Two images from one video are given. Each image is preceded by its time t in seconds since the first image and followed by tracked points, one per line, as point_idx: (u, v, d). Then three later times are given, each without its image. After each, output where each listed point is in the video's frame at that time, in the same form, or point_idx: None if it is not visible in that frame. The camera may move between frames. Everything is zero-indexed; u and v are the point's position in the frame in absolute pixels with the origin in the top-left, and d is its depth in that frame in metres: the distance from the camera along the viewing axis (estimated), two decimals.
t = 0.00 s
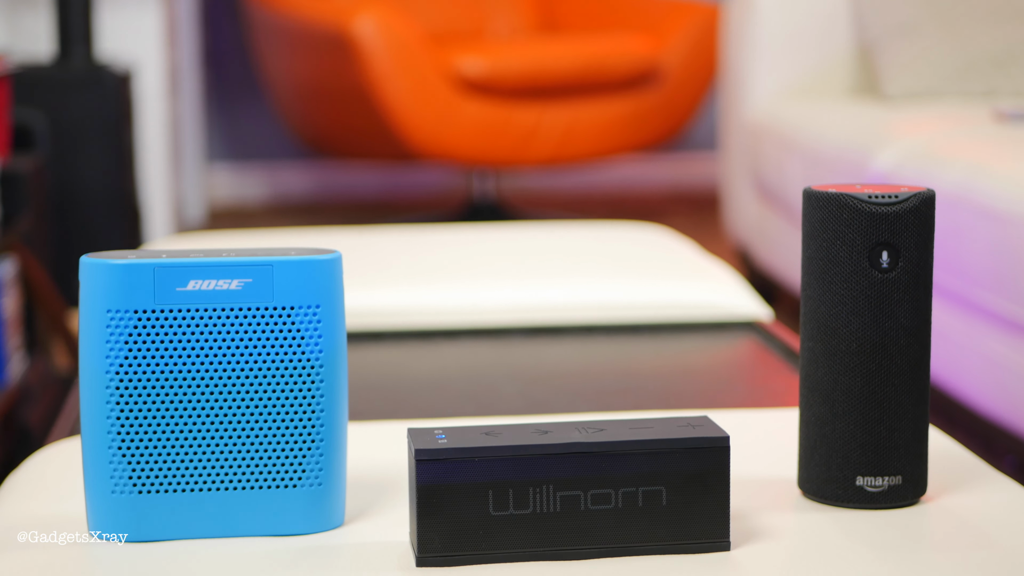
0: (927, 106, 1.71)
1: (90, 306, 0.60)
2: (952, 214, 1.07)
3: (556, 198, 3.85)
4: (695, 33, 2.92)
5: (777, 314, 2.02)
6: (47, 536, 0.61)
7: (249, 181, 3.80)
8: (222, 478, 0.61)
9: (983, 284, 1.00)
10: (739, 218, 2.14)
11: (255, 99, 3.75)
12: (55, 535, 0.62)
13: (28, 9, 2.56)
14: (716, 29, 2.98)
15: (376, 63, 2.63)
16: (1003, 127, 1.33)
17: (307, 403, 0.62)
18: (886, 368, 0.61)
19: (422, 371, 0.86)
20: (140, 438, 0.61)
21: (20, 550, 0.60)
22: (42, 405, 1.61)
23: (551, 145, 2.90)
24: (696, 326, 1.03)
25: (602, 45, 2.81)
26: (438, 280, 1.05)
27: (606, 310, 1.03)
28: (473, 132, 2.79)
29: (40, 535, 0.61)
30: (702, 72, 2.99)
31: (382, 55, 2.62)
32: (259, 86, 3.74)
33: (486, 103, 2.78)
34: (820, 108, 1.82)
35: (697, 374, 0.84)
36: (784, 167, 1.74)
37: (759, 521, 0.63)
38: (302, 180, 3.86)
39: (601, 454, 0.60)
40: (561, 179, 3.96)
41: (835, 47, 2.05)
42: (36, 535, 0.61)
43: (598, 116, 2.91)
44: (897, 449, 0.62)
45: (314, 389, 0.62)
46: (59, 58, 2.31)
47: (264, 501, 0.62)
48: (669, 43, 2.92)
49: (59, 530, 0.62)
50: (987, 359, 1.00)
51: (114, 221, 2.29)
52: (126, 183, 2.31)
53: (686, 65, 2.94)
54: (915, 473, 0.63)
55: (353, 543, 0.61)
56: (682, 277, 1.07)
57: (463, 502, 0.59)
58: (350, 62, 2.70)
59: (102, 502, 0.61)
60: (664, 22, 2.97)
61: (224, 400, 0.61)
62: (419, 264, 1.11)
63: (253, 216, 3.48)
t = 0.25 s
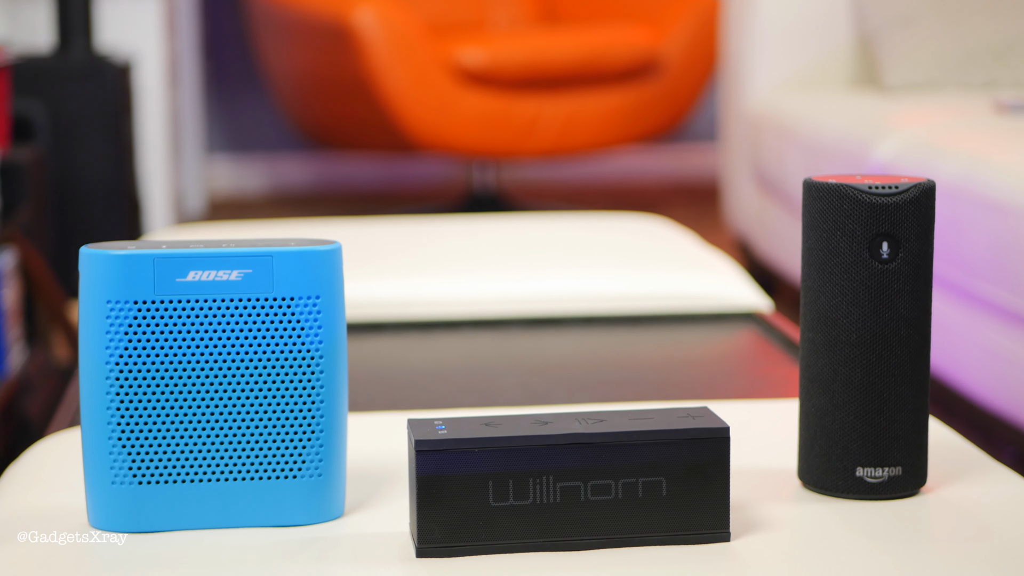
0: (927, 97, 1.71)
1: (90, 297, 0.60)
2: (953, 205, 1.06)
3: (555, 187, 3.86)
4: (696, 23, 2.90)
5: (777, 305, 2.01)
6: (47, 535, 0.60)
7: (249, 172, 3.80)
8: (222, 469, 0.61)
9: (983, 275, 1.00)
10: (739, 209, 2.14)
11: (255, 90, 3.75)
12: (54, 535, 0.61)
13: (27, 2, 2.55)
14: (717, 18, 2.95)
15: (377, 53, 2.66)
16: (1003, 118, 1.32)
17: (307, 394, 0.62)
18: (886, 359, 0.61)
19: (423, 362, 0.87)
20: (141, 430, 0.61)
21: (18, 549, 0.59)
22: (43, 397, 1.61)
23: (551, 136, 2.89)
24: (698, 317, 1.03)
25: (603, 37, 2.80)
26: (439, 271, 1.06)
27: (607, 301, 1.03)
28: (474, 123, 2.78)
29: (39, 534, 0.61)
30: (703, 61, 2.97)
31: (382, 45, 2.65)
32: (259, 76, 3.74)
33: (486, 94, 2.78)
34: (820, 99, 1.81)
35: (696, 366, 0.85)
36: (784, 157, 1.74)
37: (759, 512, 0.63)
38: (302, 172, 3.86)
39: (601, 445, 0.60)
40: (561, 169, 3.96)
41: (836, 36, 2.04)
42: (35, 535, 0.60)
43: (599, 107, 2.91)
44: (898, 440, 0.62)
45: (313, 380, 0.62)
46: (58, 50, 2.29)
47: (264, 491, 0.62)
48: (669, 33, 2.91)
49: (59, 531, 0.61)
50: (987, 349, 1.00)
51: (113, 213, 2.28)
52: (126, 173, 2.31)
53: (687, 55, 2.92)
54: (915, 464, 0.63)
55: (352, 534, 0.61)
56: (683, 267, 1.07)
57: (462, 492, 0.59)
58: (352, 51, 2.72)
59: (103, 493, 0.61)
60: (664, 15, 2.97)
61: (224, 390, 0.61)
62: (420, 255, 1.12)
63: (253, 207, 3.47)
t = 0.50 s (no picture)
0: (927, 87, 1.70)
1: (90, 286, 0.60)
2: (953, 195, 1.06)
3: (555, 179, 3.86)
4: (696, 13, 2.90)
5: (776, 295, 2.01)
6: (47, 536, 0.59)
7: (248, 162, 3.80)
8: (222, 459, 0.61)
9: (983, 265, 1.00)
10: (739, 200, 2.14)
11: (255, 80, 3.75)
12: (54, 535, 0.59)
13: None
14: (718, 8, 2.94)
15: (377, 44, 2.65)
16: (1003, 108, 1.32)
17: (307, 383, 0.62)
18: (886, 349, 0.61)
19: (423, 353, 0.87)
20: (141, 420, 0.61)
21: (18, 549, 0.57)
22: (42, 387, 1.61)
23: (551, 126, 2.89)
24: (698, 307, 1.04)
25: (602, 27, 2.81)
26: (439, 262, 1.06)
27: (607, 291, 1.04)
28: (474, 113, 2.78)
29: (40, 535, 0.59)
30: (703, 50, 2.97)
31: (382, 36, 2.64)
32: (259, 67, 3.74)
33: (486, 85, 2.78)
34: (820, 89, 1.81)
35: (695, 356, 0.86)
36: (784, 147, 1.73)
37: (759, 502, 0.63)
38: (301, 163, 3.86)
39: (601, 434, 0.60)
40: (558, 160, 3.96)
41: (836, 27, 2.04)
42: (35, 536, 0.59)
43: (599, 97, 2.91)
44: (898, 429, 0.62)
45: (314, 369, 0.61)
46: (58, 39, 2.27)
47: (264, 481, 0.62)
48: (669, 23, 2.91)
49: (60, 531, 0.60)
50: (987, 339, 1.00)
51: (113, 204, 2.28)
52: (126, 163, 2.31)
53: (687, 45, 2.93)
54: (915, 454, 0.63)
55: (352, 523, 0.61)
56: (683, 258, 1.08)
57: (463, 482, 0.59)
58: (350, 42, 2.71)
59: (104, 483, 0.61)
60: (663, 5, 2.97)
61: (224, 379, 0.61)
62: (420, 246, 1.12)
63: (252, 198, 3.47)
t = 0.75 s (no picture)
0: (927, 78, 1.70)
1: (89, 276, 0.60)
2: (952, 186, 1.06)
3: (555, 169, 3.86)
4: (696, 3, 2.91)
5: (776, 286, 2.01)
6: (46, 535, 0.58)
7: (248, 153, 3.80)
8: (221, 450, 0.61)
9: (983, 256, 1.00)
10: (739, 190, 2.14)
11: (254, 71, 3.74)
12: (55, 534, 0.58)
13: None
14: None
15: (376, 34, 2.65)
16: (1004, 98, 1.32)
17: (307, 373, 0.62)
18: (886, 339, 0.61)
19: (423, 344, 0.88)
20: (141, 409, 0.61)
21: (18, 550, 0.56)
22: (43, 377, 1.62)
23: (552, 116, 2.89)
24: (698, 297, 1.04)
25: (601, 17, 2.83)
26: (438, 252, 1.07)
27: (607, 281, 1.04)
28: (475, 104, 2.78)
29: (40, 534, 0.58)
30: (704, 39, 2.98)
31: (382, 26, 2.64)
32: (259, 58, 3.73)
33: (486, 75, 2.78)
34: (820, 79, 1.81)
35: (695, 346, 0.86)
36: (784, 138, 1.73)
37: (759, 492, 0.63)
38: (301, 153, 3.87)
39: (601, 424, 0.60)
40: (558, 151, 3.97)
41: (836, 17, 2.04)
42: (35, 536, 0.58)
43: (599, 87, 2.90)
44: (898, 419, 0.62)
45: (314, 360, 0.62)
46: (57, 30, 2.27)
47: (264, 471, 0.62)
48: (669, 14, 2.92)
49: (61, 531, 0.59)
50: (987, 330, 1.00)
51: (113, 194, 2.28)
52: (127, 154, 2.31)
53: (687, 34, 2.93)
54: (915, 444, 0.63)
55: (351, 514, 0.61)
56: (683, 249, 1.08)
57: (462, 471, 0.59)
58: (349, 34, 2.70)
59: (104, 473, 0.61)
60: None
61: (224, 370, 0.61)
62: (421, 237, 1.13)
63: (252, 188, 3.47)
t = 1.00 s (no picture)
0: (928, 70, 1.70)
1: (89, 268, 0.60)
2: (952, 178, 1.06)
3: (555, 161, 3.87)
4: None
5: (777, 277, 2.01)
6: (46, 536, 0.57)
7: (248, 145, 3.80)
8: (221, 441, 0.61)
9: (983, 247, 1.00)
10: (739, 182, 2.14)
11: (254, 64, 3.75)
12: (55, 535, 0.57)
13: None
14: None
15: (376, 26, 2.64)
16: (1003, 90, 1.32)
17: (307, 365, 0.62)
18: (886, 331, 0.61)
19: (423, 336, 0.88)
20: (141, 401, 0.61)
21: (18, 551, 0.55)
22: (42, 369, 1.62)
23: (552, 108, 2.89)
24: (698, 289, 1.04)
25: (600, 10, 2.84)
26: (438, 245, 1.07)
27: (607, 274, 1.04)
28: (475, 97, 2.78)
29: (40, 534, 0.57)
30: (704, 31, 2.99)
31: (381, 18, 2.63)
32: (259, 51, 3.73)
33: (485, 67, 2.78)
34: (821, 71, 1.81)
35: (694, 338, 0.86)
36: (784, 130, 1.73)
37: (758, 483, 0.63)
38: (301, 145, 3.87)
39: (601, 416, 0.60)
40: (558, 143, 3.97)
41: (835, 9, 2.04)
42: (36, 536, 0.57)
43: (599, 79, 2.91)
44: (898, 411, 0.62)
45: (314, 351, 0.61)
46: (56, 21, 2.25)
47: (265, 463, 0.62)
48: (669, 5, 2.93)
49: (61, 530, 0.58)
50: (987, 322, 1.00)
51: (113, 186, 2.27)
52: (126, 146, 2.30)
53: (687, 26, 2.94)
54: (915, 436, 0.63)
55: (352, 505, 0.61)
56: (683, 241, 1.08)
57: (462, 463, 0.59)
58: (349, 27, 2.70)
59: (104, 464, 0.61)
60: None
61: (224, 362, 0.61)
62: (420, 229, 1.13)
63: (252, 180, 3.47)
